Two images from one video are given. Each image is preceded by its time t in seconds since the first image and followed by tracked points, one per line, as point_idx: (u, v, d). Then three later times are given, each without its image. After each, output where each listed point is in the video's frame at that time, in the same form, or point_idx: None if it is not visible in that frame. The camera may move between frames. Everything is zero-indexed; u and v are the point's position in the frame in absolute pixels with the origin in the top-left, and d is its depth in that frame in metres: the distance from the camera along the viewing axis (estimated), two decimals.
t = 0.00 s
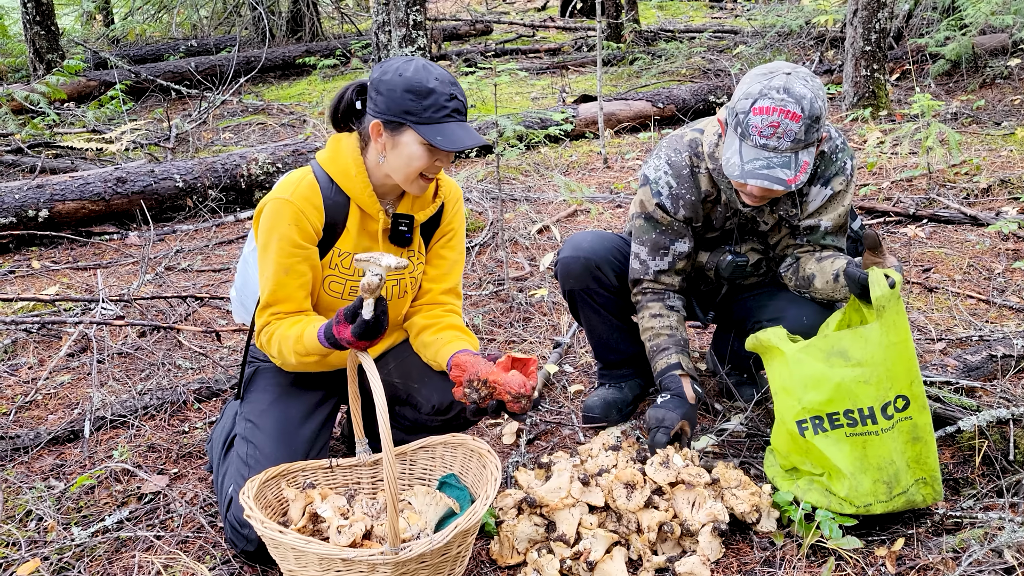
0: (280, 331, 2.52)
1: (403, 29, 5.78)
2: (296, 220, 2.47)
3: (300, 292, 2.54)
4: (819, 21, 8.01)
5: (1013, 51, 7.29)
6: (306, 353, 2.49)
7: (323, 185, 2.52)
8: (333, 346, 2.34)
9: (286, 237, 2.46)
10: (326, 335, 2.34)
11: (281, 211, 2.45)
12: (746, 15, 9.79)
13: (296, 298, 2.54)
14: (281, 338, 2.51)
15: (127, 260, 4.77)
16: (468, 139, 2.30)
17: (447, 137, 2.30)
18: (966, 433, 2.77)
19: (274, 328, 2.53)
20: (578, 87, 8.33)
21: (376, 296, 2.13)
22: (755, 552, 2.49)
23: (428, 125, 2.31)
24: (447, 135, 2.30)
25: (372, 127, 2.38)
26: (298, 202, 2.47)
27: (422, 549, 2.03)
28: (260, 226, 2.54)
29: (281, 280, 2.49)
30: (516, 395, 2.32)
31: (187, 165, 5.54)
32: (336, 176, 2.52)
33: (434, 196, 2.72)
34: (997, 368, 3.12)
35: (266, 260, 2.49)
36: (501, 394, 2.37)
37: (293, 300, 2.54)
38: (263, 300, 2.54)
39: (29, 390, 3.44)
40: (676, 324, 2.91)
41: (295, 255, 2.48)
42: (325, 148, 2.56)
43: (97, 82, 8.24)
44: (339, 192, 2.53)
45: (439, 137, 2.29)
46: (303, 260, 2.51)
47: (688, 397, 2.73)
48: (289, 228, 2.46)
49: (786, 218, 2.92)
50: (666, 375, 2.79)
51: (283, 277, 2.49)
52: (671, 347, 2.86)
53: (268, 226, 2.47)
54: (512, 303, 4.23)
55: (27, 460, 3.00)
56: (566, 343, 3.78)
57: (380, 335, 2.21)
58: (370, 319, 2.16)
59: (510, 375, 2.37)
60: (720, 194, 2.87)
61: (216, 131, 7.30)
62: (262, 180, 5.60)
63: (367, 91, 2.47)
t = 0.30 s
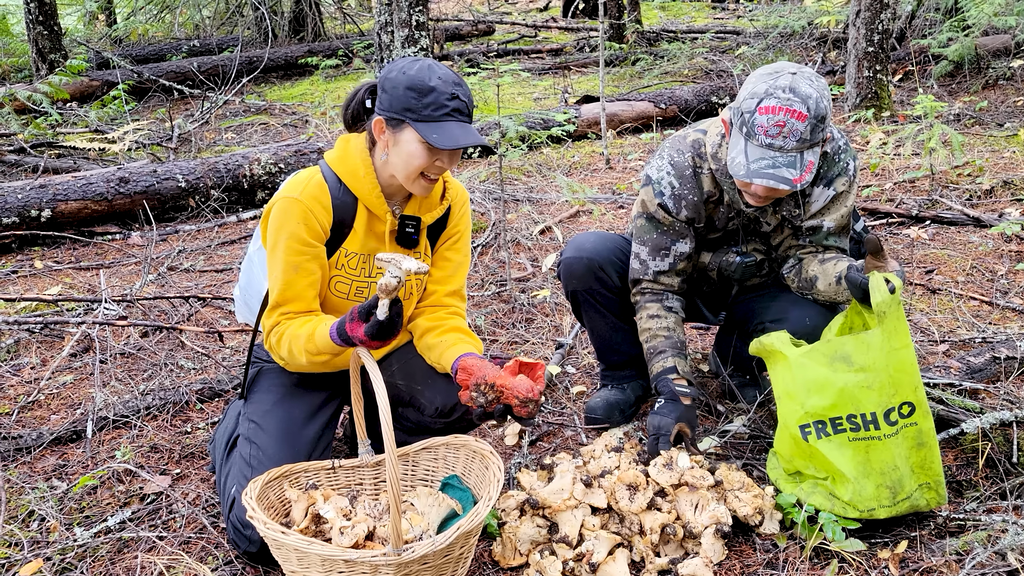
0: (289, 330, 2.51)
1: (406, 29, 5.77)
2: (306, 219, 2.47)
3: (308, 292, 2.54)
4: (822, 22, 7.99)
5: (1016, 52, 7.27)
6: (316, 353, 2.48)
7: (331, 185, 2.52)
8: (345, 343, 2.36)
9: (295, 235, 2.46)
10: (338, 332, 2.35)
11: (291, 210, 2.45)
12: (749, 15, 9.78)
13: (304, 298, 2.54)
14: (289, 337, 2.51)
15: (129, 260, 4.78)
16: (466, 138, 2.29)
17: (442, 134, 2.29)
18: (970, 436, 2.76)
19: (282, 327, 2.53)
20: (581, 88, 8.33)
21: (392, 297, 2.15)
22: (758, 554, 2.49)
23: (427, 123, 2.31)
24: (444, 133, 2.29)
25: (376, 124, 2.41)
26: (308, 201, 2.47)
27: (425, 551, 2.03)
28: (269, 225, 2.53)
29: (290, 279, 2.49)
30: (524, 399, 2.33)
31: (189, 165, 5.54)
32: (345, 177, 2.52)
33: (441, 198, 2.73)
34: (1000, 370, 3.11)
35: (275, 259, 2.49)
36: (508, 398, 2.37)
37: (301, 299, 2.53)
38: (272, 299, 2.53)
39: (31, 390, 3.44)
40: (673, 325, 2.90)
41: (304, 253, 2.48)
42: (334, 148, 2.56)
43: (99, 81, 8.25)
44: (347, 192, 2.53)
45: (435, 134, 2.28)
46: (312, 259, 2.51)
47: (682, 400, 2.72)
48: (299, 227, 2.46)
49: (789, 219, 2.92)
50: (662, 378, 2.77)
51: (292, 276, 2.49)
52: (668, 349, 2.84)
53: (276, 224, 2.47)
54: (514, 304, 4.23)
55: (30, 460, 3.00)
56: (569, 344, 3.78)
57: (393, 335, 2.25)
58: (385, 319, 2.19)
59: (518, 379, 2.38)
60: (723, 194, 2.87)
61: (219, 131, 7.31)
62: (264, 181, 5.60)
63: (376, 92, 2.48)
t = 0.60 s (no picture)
0: (292, 333, 2.51)
1: (408, 30, 5.77)
2: (310, 221, 2.47)
3: (312, 294, 2.53)
4: (824, 24, 7.99)
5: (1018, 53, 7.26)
6: (319, 356, 2.48)
7: (335, 187, 2.52)
8: (347, 347, 2.35)
9: (299, 238, 2.46)
10: (340, 335, 2.35)
11: (295, 212, 2.45)
12: (751, 16, 9.77)
13: (308, 300, 2.54)
14: (293, 340, 2.51)
15: (131, 261, 4.78)
16: (451, 128, 2.28)
17: (426, 126, 2.28)
18: (971, 438, 2.76)
19: (286, 330, 2.53)
20: (583, 89, 8.32)
21: (395, 313, 2.13)
22: (760, 557, 2.48)
23: (413, 117, 2.31)
24: (427, 124, 2.28)
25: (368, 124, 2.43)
26: (311, 203, 2.47)
27: (426, 552, 2.03)
28: (273, 228, 2.54)
29: (294, 281, 2.49)
30: (530, 399, 2.35)
31: (191, 166, 5.55)
32: (348, 179, 2.52)
33: (444, 201, 2.73)
34: (1003, 372, 3.10)
35: (279, 261, 2.49)
36: (514, 398, 2.38)
37: (305, 302, 2.53)
38: (276, 302, 2.53)
39: (33, 390, 3.44)
40: (665, 312, 2.93)
41: (308, 255, 2.48)
42: (338, 150, 2.56)
43: (102, 82, 8.26)
44: (350, 195, 2.53)
45: (419, 127, 2.28)
46: (316, 262, 2.51)
47: (662, 376, 2.76)
48: (303, 229, 2.46)
49: (791, 220, 2.92)
50: (644, 360, 2.83)
51: (296, 279, 2.49)
52: (655, 331, 2.88)
53: (280, 226, 2.47)
54: (516, 305, 4.23)
55: (32, 460, 3.00)
56: (571, 345, 3.78)
57: (394, 348, 2.23)
58: (385, 334, 2.18)
59: (523, 379, 2.39)
60: (725, 197, 2.87)
61: (221, 132, 7.31)
62: (266, 181, 5.60)
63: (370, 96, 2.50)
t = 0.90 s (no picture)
0: (291, 336, 2.52)
1: (410, 31, 5.77)
2: (308, 224, 2.47)
3: (310, 297, 2.54)
4: (826, 26, 7.99)
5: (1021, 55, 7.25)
6: (318, 359, 2.48)
7: (332, 189, 2.52)
8: (346, 349, 2.35)
9: (297, 240, 2.46)
10: (339, 339, 2.35)
11: (292, 215, 2.45)
12: (753, 17, 9.77)
13: (307, 303, 2.54)
14: (292, 343, 2.51)
15: (133, 260, 4.78)
16: (468, 138, 2.30)
17: (444, 137, 2.29)
18: (973, 441, 2.76)
19: (285, 333, 2.53)
20: (585, 90, 8.32)
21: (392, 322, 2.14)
22: (761, 559, 2.48)
23: (427, 125, 2.31)
24: (445, 135, 2.29)
25: (373, 129, 2.39)
26: (309, 205, 2.47)
27: (426, 553, 2.03)
28: (270, 229, 2.54)
29: (292, 284, 2.49)
30: (537, 401, 2.33)
31: (193, 166, 5.55)
32: (345, 180, 2.51)
33: (441, 201, 2.72)
34: (1005, 374, 3.09)
35: (277, 263, 2.49)
36: (520, 400, 2.36)
37: (304, 304, 2.53)
38: (275, 304, 2.53)
39: (35, 390, 3.45)
40: (659, 308, 2.90)
41: (306, 258, 2.48)
42: (334, 151, 2.55)
43: (104, 82, 8.27)
44: (348, 197, 2.53)
45: (437, 137, 2.29)
46: (314, 264, 2.51)
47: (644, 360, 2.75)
48: (301, 232, 2.46)
49: (793, 221, 2.92)
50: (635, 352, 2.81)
51: (294, 282, 2.49)
52: (649, 325, 2.84)
53: (277, 229, 2.47)
54: (517, 306, 4.23)
55: (33, 460, 3.00)
56: (572, 346, 3.78)
57: (392, 356, 2.22)
58: (383, 342, 2.18)
59: (530, 381, 2.38)
60: (725, 198, 2.86)
61: (223, 132, 7.32)
62: (268, 181, 5.60)
63: (371, 97, 2.47)
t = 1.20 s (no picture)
0: (293, 335, 2.51)
1: (412, 31, 5.76)
2: (310, 224, 2.47)
3: (312, 297, 2.53)
4: (828, 27, 7.98)
5: None
6: (320, 359, 2.48)
7: (335, 189, 2.52)
8: (347, 350, 2.35)
9: (299, 240, 2.46)
10: (340, 339, 2.34)
11: (295, 214, 2.45)
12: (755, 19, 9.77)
13: (309, 303, 2.54)
14: (293, 343, 2.51)
15: (134, 260, 4.79)
16: (484, 149, 2.31)
17: (461, 147, 2.30)
18: (975, 443, 2.75)
19: (287, 333, 2.53)
20: (587, 91, 8.32)
21: (395, 318, 2.13)
22: (762, 561, 2.47)
23: (442, 134, 2.32)
24: (462, 145, 2.30)
25: (386, 136, 2.39)
26: (312, 205, 2.47)
27: (427, 554, 2.03)
28: (273, 229, 2.54)
29: (294, 284, 2.49)
30: (535, 403, 2.34)
31: (195, 166, 5.56)
32: (349, 181, 2.51)
33: (445, 202, 2.72)
34: (1007, 377, 3.08)
35: (279, 263, 2.49)
36: (519, 402, 2.37)
37: (306, 305, 2.53)
38: (277, 304, 2.53)
39: (36, 390, 3.45)
40: (662, 306, 2.89)
41: (308, 258, 2.48)
42: (338, 151, 2.55)
43: (107, 82, 8.28)
44: (351, 197, 2.53)
45: (454, 147, 2.30)
46: (317, 264, 2.51)
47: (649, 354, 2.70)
48: (304, 231, 2.46)
49: (794, 221, 2.92)
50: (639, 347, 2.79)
51: (296, 282, 2.49)
52: (652, 322, 2.82)
53: (280, 229, 2.47)
54: (518, 307, 4.23)
55: (34, 460, 3.00)
56: (573, 347, 3.77)
57: (394, 353, 2.22)
58: (385, 339, 2.17)
59: (527, 383, 2.38)
60: (727, 198, 2.86)
61: (225, 132, 7.33)
62: (270, 182, 5.60)
63: (379, 99, 2.46)
